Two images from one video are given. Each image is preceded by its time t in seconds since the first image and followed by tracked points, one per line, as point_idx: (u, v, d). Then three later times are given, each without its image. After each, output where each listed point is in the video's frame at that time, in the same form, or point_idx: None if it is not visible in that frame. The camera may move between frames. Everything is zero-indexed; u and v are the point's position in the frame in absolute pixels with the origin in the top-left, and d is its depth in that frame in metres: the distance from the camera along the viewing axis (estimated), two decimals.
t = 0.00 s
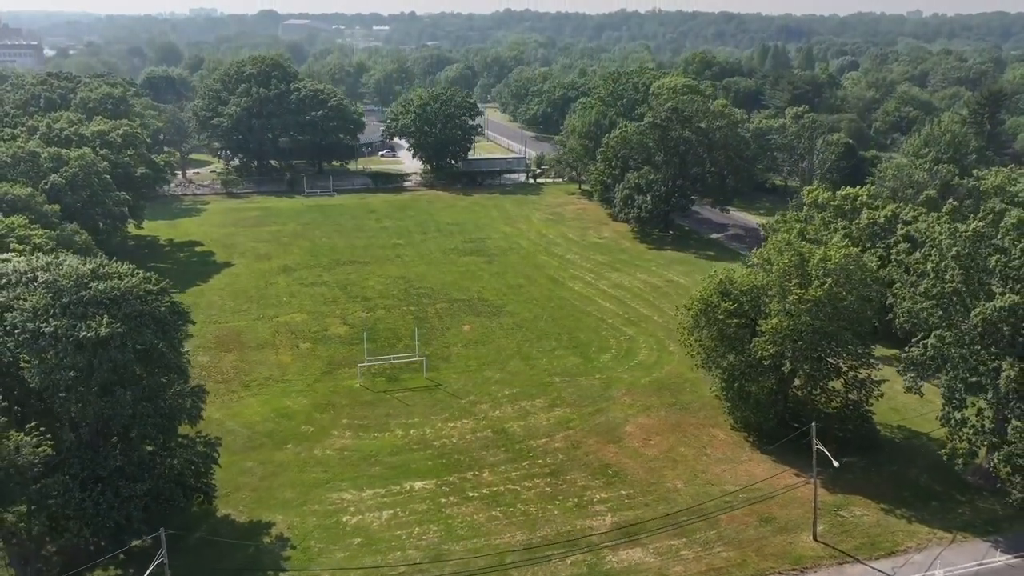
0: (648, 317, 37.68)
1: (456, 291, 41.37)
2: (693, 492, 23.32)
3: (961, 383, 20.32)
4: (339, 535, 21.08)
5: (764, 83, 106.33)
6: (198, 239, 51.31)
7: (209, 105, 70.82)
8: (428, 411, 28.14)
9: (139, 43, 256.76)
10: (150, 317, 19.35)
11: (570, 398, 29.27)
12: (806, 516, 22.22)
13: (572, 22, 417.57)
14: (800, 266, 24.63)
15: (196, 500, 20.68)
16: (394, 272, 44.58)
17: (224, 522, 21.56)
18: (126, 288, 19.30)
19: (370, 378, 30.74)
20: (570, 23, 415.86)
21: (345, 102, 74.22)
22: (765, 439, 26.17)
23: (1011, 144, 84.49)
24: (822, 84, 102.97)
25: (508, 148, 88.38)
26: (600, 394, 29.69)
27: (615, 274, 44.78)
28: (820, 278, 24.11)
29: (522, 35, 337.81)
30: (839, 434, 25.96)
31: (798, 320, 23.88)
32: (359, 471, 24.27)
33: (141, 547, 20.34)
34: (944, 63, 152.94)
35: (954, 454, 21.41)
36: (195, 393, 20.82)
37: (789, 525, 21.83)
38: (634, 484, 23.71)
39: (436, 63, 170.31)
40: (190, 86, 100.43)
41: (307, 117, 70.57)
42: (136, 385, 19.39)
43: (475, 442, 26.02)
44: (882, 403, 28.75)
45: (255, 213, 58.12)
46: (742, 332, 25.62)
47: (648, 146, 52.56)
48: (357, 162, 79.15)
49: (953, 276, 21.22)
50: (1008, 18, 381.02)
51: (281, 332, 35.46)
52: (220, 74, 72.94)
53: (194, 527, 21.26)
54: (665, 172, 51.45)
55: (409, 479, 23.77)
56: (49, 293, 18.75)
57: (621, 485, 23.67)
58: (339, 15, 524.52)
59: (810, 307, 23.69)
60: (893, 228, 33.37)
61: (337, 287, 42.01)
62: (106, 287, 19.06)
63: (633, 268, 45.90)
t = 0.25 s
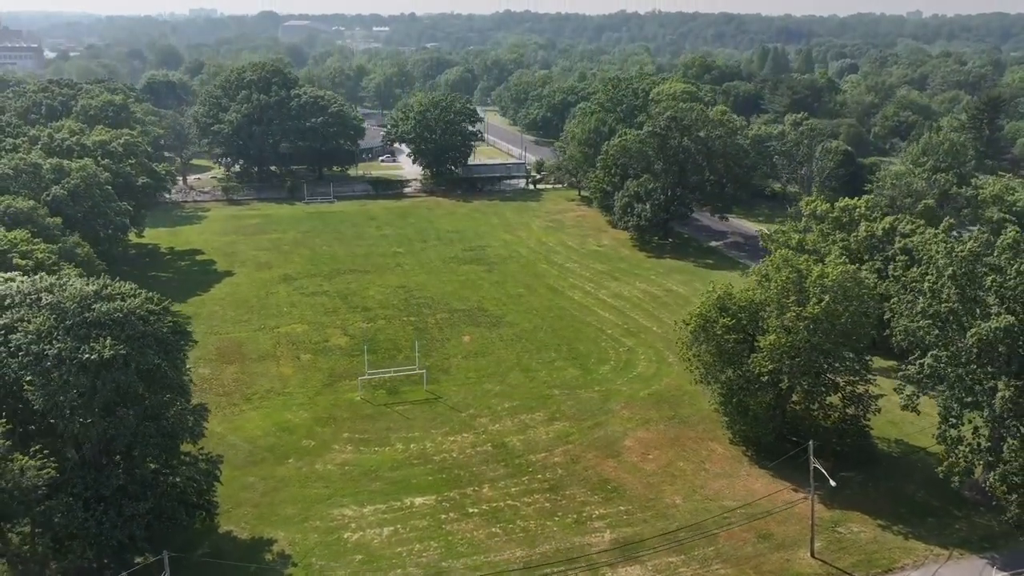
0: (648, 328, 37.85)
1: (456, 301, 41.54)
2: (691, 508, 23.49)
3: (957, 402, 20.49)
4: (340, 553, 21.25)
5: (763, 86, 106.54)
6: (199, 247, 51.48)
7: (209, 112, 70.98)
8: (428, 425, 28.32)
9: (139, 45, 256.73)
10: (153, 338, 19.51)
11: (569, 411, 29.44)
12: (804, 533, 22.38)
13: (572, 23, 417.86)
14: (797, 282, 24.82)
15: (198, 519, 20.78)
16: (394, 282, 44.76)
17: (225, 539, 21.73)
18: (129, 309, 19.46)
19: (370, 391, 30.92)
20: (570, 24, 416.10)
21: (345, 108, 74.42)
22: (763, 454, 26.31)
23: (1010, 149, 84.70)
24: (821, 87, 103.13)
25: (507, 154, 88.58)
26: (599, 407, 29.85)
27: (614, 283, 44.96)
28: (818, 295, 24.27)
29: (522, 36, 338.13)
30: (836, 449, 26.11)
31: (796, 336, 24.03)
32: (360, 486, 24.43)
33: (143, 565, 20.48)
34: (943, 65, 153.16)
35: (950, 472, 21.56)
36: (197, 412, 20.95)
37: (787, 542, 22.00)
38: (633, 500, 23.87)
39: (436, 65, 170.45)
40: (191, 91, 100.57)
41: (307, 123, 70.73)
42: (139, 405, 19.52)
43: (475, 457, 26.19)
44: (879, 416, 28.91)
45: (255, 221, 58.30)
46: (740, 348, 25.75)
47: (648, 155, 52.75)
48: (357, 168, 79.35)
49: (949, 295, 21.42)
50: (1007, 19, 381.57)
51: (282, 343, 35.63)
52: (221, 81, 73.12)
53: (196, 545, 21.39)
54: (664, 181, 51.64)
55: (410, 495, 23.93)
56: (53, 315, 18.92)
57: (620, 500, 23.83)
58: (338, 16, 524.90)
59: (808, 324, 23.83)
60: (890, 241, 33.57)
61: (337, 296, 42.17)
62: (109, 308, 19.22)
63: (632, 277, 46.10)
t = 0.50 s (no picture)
0: (647, 341, 37.99)
1: (456, 314, 41.69)
2: (689, 525, 23.60)
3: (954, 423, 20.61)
4: (341, 572, 21.35)
5: (763, 93, 106.76)
6: (200, 257, 51.64)
7: (210, 121, 71.17)
8: (429, 441, 28.44)
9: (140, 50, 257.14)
10: (156, 360, 19.68)
11: (569, 426, 29.56)
12: (802, 551, 22.49)
13: (572, 28, 418.67)
14: (795, 301, 24.98)
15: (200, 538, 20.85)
16: (394, 293, 44.89)
17: (226, 558, 21.83)
18: (132, 332, 19.64)
19: (370, 406, 31.06)
20: (570, 29, 416.92)
21: (345, 118, 74.67)
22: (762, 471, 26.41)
23: (1009, 156, 84.82)
24: (821, 94, 103.33)
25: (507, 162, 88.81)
26: (599, 422, 29.97)
27: (614, 295, 45.11)
28: (816, 314, 24.39)
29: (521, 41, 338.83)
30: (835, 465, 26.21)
31: (794, 355, 24.15)
32: (361, 504, 24.54)
33: None
34: (943, 71, 153.35)
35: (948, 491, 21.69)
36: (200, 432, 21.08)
37: (785, 560, 22.12)
38: (632, 517, 23.98)
39: (436, 71, 170.83)
40: (192, 99, 100.73)
41: (308, 132, 70.92)
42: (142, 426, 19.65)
43: (475, 473, 26.31)
44: (878, 432, 29.03)
45: (256, 231, 58.49)
46: (738, 365, 25.85)
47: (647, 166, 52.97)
48: (358, 177, 79.55)
49: (947, 317, 21.57)
50: (1006, 23, 382.19)
51: (283, 357, 35.77)
52: (222, 90, 73.35)
53: (197, 564, 21.47)
54: (663, 192, 51.81)
55: (410, 512, 24.05)
56: (56, 338, 19.12)
57: (619, 518, 23.94)
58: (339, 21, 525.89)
59: (806, 343, 23.94)
60: (888, 256, 33.74)
61: (338, 309, 42.31)
62: (112, 331, 19.42)
63: (632, 289, 46.28)
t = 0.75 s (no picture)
0: (646, 368, 38.04)
1: (456, 340, 41.77)
2: (689, 559, 23.62)
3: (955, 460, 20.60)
4: None
5: (761, 114, 107.42)
6: (201, 282, 51.77)
7: (212, 144, 71.59)
8: (428, 471, 28.46)
9: (143, 69, 258.72)
10: (156, 398, 19.76)
11: (569, 457, 29.57)
12: None
13: (572, 47, 421.57)
14: (793, 334, 25.10)
15: None
16: (395, 319, 45.03)
17: None
18: (133, 370, 19.77)
19: (370, 435, 31.11)
20: (570, 48, 419.76)
21: (346, 140, 75.01)
22: (762, 503, 26.37)
23: (1006, 178, 85.23)
24: (819, 115, 103.91)
25: (507, 183, 89.15)
26: (599, 452, 30.00)
27: (614, 321, 45.21)
28: (815, 347, 24.46)
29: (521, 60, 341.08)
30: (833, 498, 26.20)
31: (793, 388, 24.19)
32: (361, 536, 24.58)
33: None
34: (940, 91, 154.31)
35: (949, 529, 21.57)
36: (200, 469, 21.06)
37: None
38: (631, 552, 23.98)
39: (437, 91, 171.87)
40: (194, 120, 101.32)
41: (309, 155, 71.26)
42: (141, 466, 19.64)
43: (475, 505, 26.33)
44: (877, 463, 29.02)
45: (257, 255, 58.68)
46: (738, 397, 25.86)
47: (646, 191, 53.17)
48: (359, 199, 79.87)
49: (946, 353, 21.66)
50: (1003, 41, 384.76)
51: (283, 384, 35.84)
52: (224, 113, 73.83)
53: None
54: (661, 217, 52.04)
55: (409, 546, 24.06)
56: (58, 377, 19.19)
57: (618, 552, 23.93)
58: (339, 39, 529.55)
59: (805, 377, 23.99)
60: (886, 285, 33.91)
61: (339, 335, 42.43)
62: (113, 370, 19.54)
63: (632, 314, 46.38)
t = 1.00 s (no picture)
0: (647, 417, 37.96)
1: (456, 388, 41.73)
2: None
3: (957, 518, 20.47)
4: None
5: (758, 158, 108.58)
6: (202, 328, 51.91)
7: (215, 190, 72.30)
8: (428, 525, 28.25)
9: (147, 112, 261.98)
10: (155, 456, 19.72)
11: (569, 510, 29.36)
12: None
13: (571, 89, 427.27)
14: (793, 387, 25.09)
15: None
16: (395, 366, 45.02)
17: None
18: (133, 428, 19.76)
19: (369, 487, 30.94)
20: (569, 90, 425.47)
21: (348, 185, 75.54)
22: (764, 559, 26.07)
23: (1002, 222, 85.84)
24: (816, 159, 104.98)
25: (507, 227, 89.73)
26: (600, 504, 29.80)
27: (614, 368, 45.25)
28: (815, 402, 24.43)
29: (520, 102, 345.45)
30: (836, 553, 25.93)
31: (794, 443, 24.08)
32: None
33: None
34: (935, 133, 156.12)
35: None
36: (198, 527, 20.90)
37: None
38: None
39: (437, 134, 173.85)
40: (197, 164, 102.33)
41: (310, 201, 71.78)
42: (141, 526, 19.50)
43: (474, 561, 26.08)
44: (880, 516, 28.81)
45: (258, 300, 58.91)
46: (738, 451, 25.72)
47: (645, 238, 53.52)
48: (359, 243, 80.37)
49: (946, 410, 21.68)
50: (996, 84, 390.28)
51: (283, 434, 35.73)
52: (227, 159, 74.71)
53: None
54: (661, 263, 52.18)
55: None
56: (58, 435, 19.18)
57: None
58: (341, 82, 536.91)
59: (805, 431, 23.89)
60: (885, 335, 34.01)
61: (339, 383, 42.38)
62: (113, 428, 19.55)
63: (631, 361, 46.43)
